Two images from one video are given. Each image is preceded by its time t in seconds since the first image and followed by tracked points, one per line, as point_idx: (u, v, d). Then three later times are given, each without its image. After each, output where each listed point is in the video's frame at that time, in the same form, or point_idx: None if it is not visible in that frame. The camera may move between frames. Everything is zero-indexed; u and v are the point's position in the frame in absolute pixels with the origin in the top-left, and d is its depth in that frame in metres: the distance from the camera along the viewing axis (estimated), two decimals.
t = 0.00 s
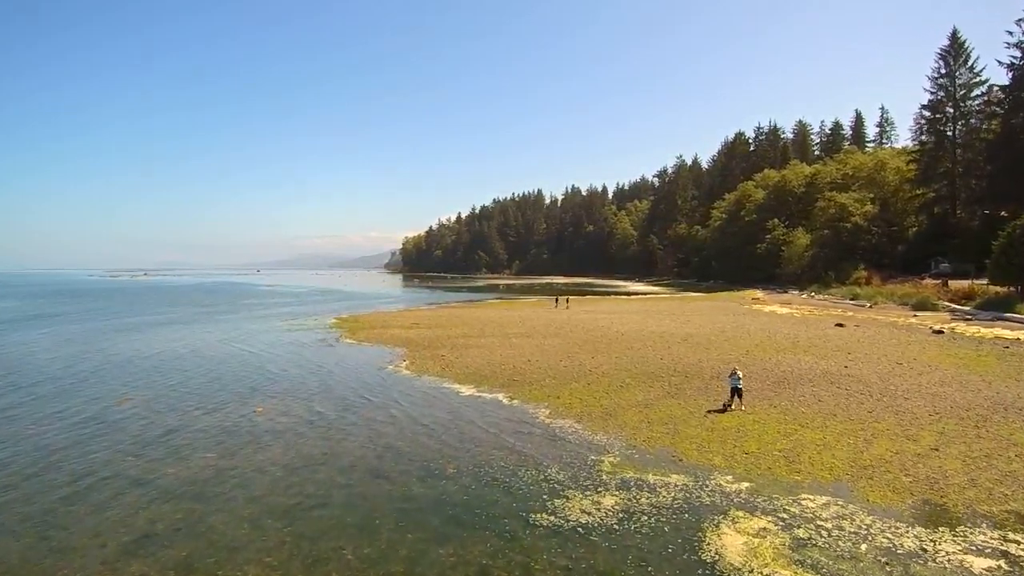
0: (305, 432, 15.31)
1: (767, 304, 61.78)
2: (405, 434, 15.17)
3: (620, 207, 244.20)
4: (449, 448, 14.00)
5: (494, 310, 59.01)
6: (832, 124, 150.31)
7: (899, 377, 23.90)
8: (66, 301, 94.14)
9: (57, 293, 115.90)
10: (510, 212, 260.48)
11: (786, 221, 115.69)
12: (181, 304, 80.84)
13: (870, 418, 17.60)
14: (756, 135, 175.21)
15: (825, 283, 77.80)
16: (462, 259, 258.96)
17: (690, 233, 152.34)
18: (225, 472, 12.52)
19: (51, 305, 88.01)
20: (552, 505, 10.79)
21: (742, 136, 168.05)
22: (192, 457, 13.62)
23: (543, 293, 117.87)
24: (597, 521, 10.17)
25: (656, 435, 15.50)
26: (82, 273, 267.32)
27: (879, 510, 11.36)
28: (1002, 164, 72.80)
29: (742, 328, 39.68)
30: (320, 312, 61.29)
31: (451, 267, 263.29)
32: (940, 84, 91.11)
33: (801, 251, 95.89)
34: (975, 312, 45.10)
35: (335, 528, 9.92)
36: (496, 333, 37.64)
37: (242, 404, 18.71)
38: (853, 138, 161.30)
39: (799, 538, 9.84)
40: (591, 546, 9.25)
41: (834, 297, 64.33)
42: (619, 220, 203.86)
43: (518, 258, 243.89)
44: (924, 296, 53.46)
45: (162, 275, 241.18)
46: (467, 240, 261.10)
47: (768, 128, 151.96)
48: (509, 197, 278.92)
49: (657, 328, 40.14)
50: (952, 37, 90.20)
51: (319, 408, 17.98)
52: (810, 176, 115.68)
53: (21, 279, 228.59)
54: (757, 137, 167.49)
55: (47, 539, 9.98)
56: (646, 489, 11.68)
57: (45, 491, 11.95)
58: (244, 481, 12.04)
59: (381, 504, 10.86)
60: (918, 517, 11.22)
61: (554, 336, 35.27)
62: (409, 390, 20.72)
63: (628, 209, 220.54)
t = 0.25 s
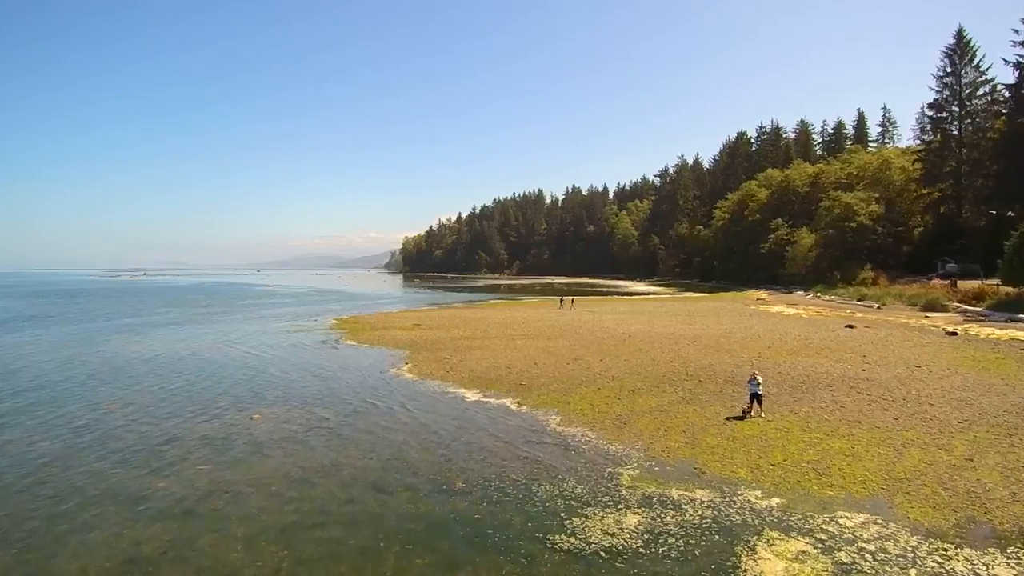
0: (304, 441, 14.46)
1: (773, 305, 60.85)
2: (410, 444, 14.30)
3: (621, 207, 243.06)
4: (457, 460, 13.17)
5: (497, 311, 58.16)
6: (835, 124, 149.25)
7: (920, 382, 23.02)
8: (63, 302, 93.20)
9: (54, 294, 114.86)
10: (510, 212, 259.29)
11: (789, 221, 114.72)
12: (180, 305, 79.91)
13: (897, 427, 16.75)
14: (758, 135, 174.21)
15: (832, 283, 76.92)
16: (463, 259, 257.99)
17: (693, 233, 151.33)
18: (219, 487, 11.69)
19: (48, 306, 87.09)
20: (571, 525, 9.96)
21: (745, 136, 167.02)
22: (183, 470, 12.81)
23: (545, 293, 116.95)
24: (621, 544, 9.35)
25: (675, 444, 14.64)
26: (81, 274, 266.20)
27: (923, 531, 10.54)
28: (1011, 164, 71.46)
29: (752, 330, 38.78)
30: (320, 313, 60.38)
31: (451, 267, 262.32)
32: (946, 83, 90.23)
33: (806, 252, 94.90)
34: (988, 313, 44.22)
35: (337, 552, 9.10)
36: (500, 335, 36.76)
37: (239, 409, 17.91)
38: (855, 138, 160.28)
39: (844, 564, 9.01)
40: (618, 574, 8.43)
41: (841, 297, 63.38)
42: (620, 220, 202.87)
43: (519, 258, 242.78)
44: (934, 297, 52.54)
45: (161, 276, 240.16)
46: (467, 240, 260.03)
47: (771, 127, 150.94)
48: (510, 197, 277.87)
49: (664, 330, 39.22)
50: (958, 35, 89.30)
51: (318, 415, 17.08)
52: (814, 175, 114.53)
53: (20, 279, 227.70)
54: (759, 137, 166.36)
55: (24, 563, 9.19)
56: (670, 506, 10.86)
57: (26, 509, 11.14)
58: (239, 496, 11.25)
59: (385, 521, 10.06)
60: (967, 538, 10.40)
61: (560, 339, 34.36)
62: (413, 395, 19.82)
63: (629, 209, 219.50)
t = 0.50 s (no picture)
0: (303, 452, 13.57)
1: (779, 306, 59.99)
2: (415, 454, 13.44)
3: (621, 207, 242.11)
4: (466, 473, 12.33)
5: (499, 311, 57.29)
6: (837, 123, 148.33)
7: (942, 386, 22.18)
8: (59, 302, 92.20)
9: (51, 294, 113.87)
10: (510, 212, 258.35)
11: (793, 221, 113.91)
12: (177, 305, 78.96)
13: (927, 437, 15.96)
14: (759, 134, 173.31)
15: (837, 283, 76.11)
16: (462, 259, 257.06)
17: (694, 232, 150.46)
18: (211, 505, 10.80)
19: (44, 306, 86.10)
20: (595, 549, 9.11)
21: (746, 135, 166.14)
22: (172, 484, 11.90)
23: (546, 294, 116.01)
24: (653, 570, 8.50)
25: (696, 455, 13.82)
26: (79, 274, 265.06)
27: (977, 553, 9.71)
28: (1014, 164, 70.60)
29: (761, 331, 37.91)
30: (319, 314, 59.48)
31: (450, 267, 261.37)
32: (952, 81, 89.42)
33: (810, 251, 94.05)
34: (999, 314, 43.41)
35: None
36: (505, 336, 35.89)
37: (235, 415, 17.01)
38: (857, 137, 159.35)
39: None
40: None
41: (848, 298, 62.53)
42: (621, 220, 201.93)
43: (519, 258, 241.90)
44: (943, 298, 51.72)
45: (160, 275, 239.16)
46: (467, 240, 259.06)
47: (773, 126, 150.07)
48: (509, 197, 276.91)
49: (672, 331, 38.37)
50: (964, 33, 88.46)
51: (317, 422, 16.18)
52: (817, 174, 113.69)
53: (18, 279, 226.65)
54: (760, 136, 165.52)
55: None
56: (701, 526, 10.01)
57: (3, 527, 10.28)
58: (233, 515, 10.35)
59: (393, 545, 9.21)
60: None
61: (566, 340, 33.47)
62: (416, 401, 18.97)
63: (629, 209, 218.58)
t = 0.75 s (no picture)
0: (303, 465, 12.72)
1: (786, 307, 59.26)
2: (423, 468, 12.61)
3: (622, 207, 241.45)
4: (479, 488, 11.53)
5: (501, 312, 56.50)
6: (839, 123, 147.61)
7: (967, 391, 21.41)
8: (55, 302, 91.33)
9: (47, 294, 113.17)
10: (510, 212, 257.55)
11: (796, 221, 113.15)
12: (175, 305, 78.10)
13: (959, 447, 15.22)
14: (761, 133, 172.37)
15: (843, 283, 75.32)
16: (462, 259, 256.38)
17: (696, 233, 149.69)
18: (203, 526, 9.95)
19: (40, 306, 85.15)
20: None
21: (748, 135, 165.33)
22: (162, 502, 11.04)
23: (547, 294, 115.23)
24: None
25: (722, 467, 13.04)
26: (77, 274, 264.31)
27: None
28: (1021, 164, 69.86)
29: (771, 333, 37.10)
30: (319, 314, 58.66)
31: (450, 267, 260.72)
32: (957, 80, 88.65)
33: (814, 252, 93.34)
34: (1011, 315, 42.73)
35: None
36: (509, 338, 35.10)
37: (231, 423, 16.16)
38: (859, 137, 158.64)
39: None
40: None
41: (855, 299, 61.79)
42: (621, 220, 201.19)
43: (518, 258, 241.17)
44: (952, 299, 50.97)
45: (158, 275, 238.34)
46: (466, 240, 258.38)
47: (775, 126, 149.38)
48: (509, 197, 276.21)
49: (678, 332, 37.60)
50: (970, 31, 87.62)
51: (317, 430, 15.32)
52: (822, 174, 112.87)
53: (15, 279, 225.77)
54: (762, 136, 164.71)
55: None
56: (738, 551, 9.22)
57: None
58: (227, 538, 9.54)
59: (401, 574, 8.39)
60: None
61: (573, 342, 32.69)
62: (421, 407, 18.14)
63: (630, 209, 217.83)
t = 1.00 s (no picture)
0: (303, 479, 11.95)
1: (792, 308, 58.52)
2: (430, 483, 11.80)
3: (622, 207, 240.74)
4: (493, 506, 10.74)
5: (503, 314, 55.74)
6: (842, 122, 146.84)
7: (992, 397, 20.63)
8: (52, 302, 90.56)
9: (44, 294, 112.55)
10: (510, 212, 256.85)
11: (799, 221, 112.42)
12: (173, 306, 77.32)
13: (995, 457, 14.44)
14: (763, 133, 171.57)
15: (849, 284, 74.53)
16: (462, 259, 255.70)
17: (697, 233, 148.94)
18: (193, 552, 9.16)
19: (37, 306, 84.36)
20: None
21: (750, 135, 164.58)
22: (150, 523, 10.26)
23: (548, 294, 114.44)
24: None
25: (751, 481, 12.27)
26: (76, 273, 263.70)
27: None
28: None
29: (781, 335, 36.32)
30: (318, 315, 57.91)
31: (450, 267, 260.05)
32: (963, 80, 87.87)
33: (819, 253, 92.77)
34: None
35: None
36: (513, 340, 34.31)
37: (227, 432, 15.38)
38: (861, 137, 157.84)
39: None
40: None
41: (861, 300, 61.07)
42: (622, 220, 200.50)
43: (519, 258, 240.44)
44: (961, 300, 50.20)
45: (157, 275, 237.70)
46: (466, 240, 257.71)
47: (777, 126, 148.65)
48: (509, 197, 275.46)
49: (686, 335, 36.82)
50: (976, 30, 86.81)
51: (317, 440, 14.52)
52: (825, 174, 112.14)
53: (14, 278, 225.18)
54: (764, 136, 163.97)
55: None
56: None
57: None
58: (219, 566, 8.74)
59: None
60: None
61: (580, 345, 31.93)
62: (426, 414, 17.33)
63: (630, 209, 217.10)
